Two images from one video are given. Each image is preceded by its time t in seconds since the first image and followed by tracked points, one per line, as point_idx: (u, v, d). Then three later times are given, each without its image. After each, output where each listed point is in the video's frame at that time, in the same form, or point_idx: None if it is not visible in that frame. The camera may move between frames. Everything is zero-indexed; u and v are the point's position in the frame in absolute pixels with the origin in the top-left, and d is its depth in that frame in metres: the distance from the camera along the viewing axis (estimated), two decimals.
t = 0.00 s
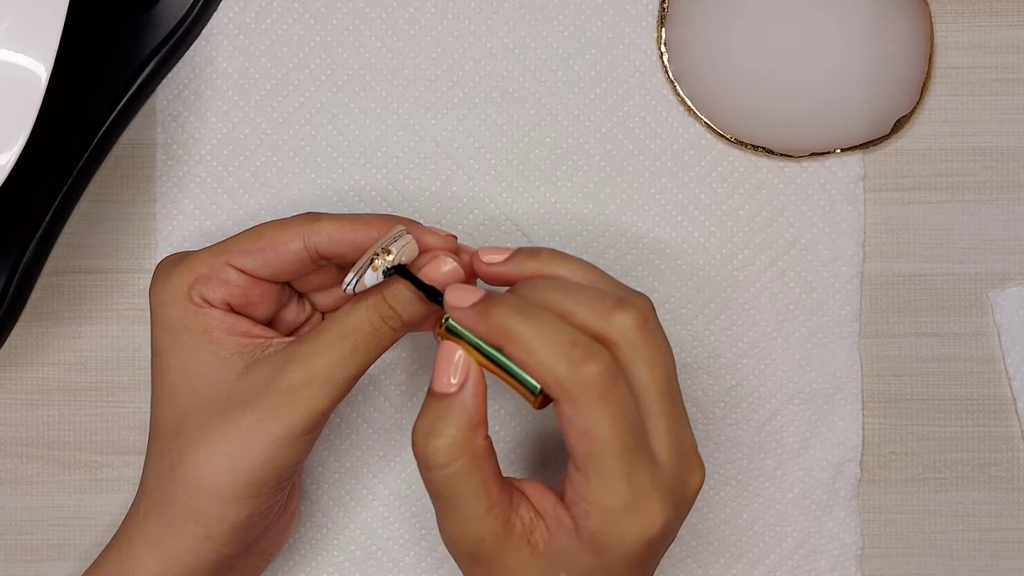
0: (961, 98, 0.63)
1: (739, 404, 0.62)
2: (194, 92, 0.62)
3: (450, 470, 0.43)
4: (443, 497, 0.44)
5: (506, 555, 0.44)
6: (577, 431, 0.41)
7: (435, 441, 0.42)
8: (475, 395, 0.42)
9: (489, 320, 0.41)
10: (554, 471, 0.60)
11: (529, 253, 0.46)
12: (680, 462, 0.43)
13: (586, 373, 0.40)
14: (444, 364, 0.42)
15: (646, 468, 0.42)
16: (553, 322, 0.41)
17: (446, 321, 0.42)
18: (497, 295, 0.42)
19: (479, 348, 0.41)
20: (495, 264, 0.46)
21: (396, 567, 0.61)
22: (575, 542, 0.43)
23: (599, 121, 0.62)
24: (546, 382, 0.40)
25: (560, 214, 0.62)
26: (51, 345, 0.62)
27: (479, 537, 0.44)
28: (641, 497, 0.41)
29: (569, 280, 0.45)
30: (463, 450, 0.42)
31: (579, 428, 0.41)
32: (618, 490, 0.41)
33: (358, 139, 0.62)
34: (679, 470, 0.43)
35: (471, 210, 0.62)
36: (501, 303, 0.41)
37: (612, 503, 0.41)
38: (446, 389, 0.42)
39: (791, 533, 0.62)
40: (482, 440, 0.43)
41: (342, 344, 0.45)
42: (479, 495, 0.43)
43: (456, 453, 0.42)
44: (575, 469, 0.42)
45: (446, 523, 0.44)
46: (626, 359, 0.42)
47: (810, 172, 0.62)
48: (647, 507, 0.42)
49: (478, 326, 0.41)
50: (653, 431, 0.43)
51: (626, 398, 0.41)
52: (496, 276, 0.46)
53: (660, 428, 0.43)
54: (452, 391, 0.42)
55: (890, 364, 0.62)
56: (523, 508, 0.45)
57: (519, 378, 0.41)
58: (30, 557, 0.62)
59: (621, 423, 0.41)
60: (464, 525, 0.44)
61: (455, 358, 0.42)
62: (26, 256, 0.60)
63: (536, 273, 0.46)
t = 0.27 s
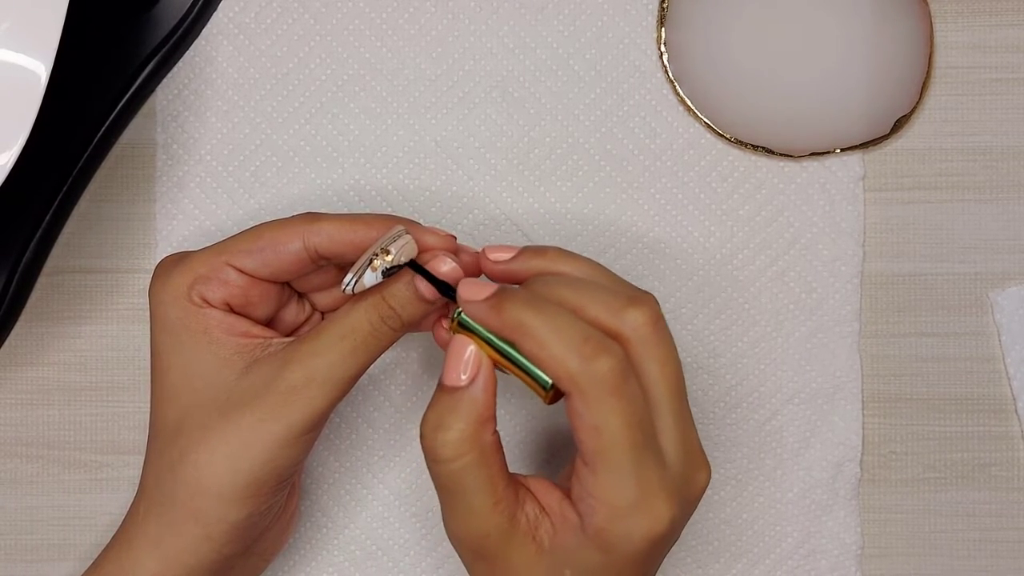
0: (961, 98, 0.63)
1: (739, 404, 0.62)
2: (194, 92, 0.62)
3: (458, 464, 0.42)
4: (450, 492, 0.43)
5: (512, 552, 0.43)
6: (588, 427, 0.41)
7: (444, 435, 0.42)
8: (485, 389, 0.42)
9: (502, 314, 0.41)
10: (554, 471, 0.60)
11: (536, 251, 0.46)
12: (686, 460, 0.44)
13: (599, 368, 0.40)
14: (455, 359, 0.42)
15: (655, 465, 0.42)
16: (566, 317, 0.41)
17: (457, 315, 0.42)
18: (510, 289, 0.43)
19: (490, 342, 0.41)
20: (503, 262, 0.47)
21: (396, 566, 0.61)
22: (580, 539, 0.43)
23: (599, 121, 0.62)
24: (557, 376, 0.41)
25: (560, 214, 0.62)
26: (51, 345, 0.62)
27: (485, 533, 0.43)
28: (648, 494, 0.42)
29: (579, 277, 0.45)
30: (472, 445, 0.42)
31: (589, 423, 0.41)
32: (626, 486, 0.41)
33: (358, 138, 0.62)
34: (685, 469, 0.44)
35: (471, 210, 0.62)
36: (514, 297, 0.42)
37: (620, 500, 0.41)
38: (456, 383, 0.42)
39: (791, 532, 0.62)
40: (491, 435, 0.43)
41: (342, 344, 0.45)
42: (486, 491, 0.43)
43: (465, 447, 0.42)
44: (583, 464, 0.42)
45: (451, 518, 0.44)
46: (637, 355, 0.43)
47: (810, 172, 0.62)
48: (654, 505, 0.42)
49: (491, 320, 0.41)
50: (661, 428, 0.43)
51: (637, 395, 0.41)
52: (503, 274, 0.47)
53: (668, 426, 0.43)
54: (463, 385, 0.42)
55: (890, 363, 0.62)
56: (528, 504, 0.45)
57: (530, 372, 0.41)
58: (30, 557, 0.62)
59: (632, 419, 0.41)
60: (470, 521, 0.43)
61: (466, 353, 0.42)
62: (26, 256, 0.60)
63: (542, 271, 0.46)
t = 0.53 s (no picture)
0: (961, 98, 0.63)
1: (739, 404, 0.62)
2: (194, 91, 0.62)
3: (496, 467, 0.42)
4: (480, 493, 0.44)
5: (534, 552, 0.44)
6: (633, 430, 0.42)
7: (483, 438, 0.42)
8: (523, 392, 0.41)
9: (558, 311, 0.42)
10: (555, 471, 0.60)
11: (569, 252, 0.47)
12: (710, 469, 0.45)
13: (657, 374, 0.41)
14: (491, 358, 0.41)
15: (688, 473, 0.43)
16: (621, 321, 0.42)
17: (498, 313, 0.41)
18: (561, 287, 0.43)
19: (535, 345, 0.41)
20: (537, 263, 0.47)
21: (397, 566, 0.61)
22: (602, 543, 0.44)
23: (599, 121, 0.62)
24: (609, 378, 0.42)
25: (560, 214, 0.62)
26: (51, 345, 0.62)
27: (511, 533, 0.44)
28: (677, 502, 0.43)
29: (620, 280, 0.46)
30: (510, 448, 0.42)
31: (635, 427, 0.42)
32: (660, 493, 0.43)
33: (358, 138, 0.62)
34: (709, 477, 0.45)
35: (471, 210, 0.62)
36: (570, 295, 0.42)
37: (653, 505, 0.43)
38: (494, 383, 0.41)
39: (791, 532, 0.62)
40: (528, 437, 0.43)
41: (344, 344, 0.45)
42: (518, 493, 0.43)
43: (504, 450, 0.42)
44: (618, 467, 0.43)
45: (476, 520, 0.45)
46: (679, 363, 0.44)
47: (810, 172, 0.62)
48: (680, 512, 0.44)
49: (547, 317, 0.42)
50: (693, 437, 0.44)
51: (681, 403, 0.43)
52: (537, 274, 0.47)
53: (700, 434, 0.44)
54: (500, 388, 0.41)
55: (890, 364, 0.62)
56: (550, 507, 0.45)
57: (575, 377, 0.41)
58: (30, 557, 0.62)
59: (676, 426, 0.42)
60: (497, 523, 0.44)
61: (503, 351, 0.41)
62: (26, 256, 0.60)
63: (574, 272, 0.46)
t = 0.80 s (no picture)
0: (961, 98, 0.63)
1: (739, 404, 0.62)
2: (194, 92, 0.62)
3: (549, 466, 0.43)
4: (527, 495, 0.44)
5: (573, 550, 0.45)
6: (693, 407, 0.45)
7: (539, 436, 0.42)
8: (575, 388, 0.43)
9: (619, 297, 0.44)
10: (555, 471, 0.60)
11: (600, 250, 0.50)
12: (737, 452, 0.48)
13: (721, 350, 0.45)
14: (538, 355, 0.42)
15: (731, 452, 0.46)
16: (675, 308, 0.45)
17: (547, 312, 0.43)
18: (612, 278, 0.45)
19: (585, 339, 0.43)
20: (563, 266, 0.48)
21: (397, 567, 0.61)
22: (643, 533, 0.45)
23: (599, 121, 0.62)
24: (670, 358, 0.44)
25: (560, 214, 0.62)
26: (51, 345, 0.62)
27: (553, 533, 0.44)
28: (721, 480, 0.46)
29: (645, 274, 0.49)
30: (563, 447, 0.43)
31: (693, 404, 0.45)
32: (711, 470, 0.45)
33: (358, 139, 0.62)
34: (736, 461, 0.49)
35: (471, 210, 0.62)
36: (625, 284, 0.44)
37: (702, 483, 0.45)
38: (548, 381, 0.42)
39: (791, 532, 0.62)
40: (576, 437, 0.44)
41: (346, 344, 0.45)
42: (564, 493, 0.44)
43: (558, 449, 0.43)
44: (667, 450, 0.45)
45: (516, 521, 0.45)
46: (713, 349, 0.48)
47: (810, 172, 0.62)
48: (723, 493, 0.46)
49: (609, 303, 0.44)
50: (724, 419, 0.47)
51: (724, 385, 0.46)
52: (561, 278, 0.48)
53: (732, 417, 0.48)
54: (553, 385, 0.42)
55: (890, 364, 0.62)
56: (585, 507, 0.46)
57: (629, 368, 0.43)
58: (30, 557, 0.62)
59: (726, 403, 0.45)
60: (542, 524, 0.44)
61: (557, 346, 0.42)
62: (26, 257, 0.60)
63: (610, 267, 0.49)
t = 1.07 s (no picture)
0: (961, 98, 0.63)
1: (739, 404, 0.62)
2: (194, 92, 0.62)
3: (474, 494, 0.41)
4: (463, 519, 0.43)
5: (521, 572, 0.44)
6: (615, 447, 0.40)
7: (462, 464, 0.41)
8: (501, 418, 0.41)
9: (530, 334, 0.40)
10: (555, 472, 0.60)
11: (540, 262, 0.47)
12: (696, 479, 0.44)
13: (636, 389, 0.39)
14: (469, 383, 0.41)
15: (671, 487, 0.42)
16: (597, 336, 0.41)
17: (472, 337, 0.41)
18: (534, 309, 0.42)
19: (507, 365, 0.40)
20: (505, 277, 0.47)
21: (396, 567, 0.61)
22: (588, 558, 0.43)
23: (598, 121, 0.62)
24: (586, 395, 0.40)
25: (559, 214, 0.62)
26: (51, 345, 0.62)
27: (496, 557, 0.43)
28: (665, 515, 0.42)
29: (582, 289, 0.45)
30: (488, 474, 0.41)
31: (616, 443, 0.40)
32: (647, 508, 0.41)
33: (357, 139, 0.62)
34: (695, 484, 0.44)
35: (471, 210, 0.62)
36: (543, 316, 0.41)
37: (635, 521, 0.41)
38: (472, 410, 0.41)
39: (791, 533, 0.62)
40: (506, 462, 0.42)
41: (345, 352, 0.45)
42: (500, 518, 0.42)
43: (482, 476, 0.41)
44: (599, 486, 0.42)
45: (461, 543, 0.44)
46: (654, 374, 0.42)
47: (810, 172, 0.62)
48: (667, 525, 0.42)
49: (518, 339, 0.40)
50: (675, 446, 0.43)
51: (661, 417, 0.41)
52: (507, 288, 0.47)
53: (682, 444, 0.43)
54: (477, 414, 0.41)
55: (890, 364, 0.62)
56: (535, 525, 0.45)
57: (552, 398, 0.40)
58: (29, 557, 0.62)
59: (657, 440, 0.40)
60: (482, 546, 0.43)
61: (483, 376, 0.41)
62: (26, 256, 0.60)
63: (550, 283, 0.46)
